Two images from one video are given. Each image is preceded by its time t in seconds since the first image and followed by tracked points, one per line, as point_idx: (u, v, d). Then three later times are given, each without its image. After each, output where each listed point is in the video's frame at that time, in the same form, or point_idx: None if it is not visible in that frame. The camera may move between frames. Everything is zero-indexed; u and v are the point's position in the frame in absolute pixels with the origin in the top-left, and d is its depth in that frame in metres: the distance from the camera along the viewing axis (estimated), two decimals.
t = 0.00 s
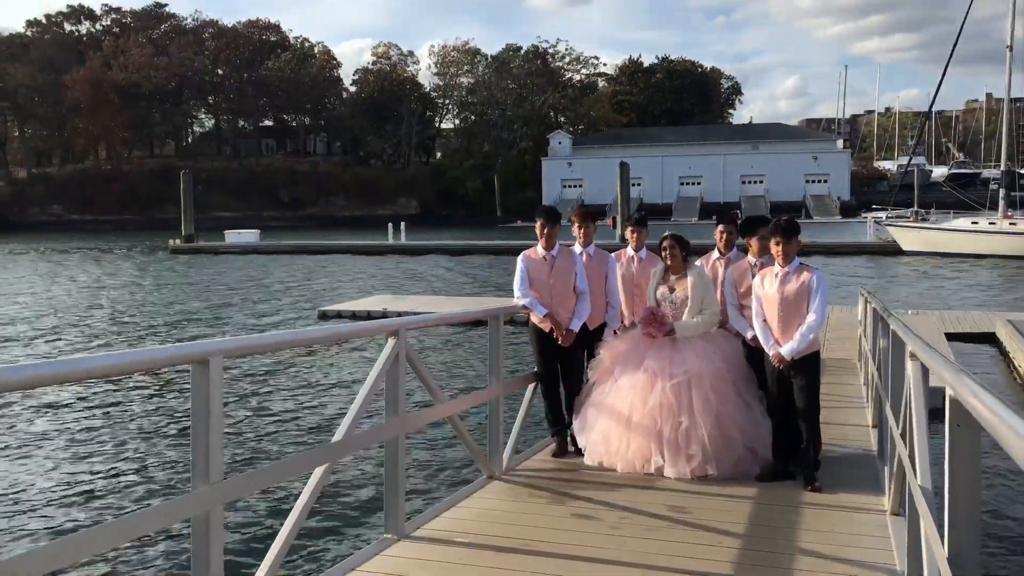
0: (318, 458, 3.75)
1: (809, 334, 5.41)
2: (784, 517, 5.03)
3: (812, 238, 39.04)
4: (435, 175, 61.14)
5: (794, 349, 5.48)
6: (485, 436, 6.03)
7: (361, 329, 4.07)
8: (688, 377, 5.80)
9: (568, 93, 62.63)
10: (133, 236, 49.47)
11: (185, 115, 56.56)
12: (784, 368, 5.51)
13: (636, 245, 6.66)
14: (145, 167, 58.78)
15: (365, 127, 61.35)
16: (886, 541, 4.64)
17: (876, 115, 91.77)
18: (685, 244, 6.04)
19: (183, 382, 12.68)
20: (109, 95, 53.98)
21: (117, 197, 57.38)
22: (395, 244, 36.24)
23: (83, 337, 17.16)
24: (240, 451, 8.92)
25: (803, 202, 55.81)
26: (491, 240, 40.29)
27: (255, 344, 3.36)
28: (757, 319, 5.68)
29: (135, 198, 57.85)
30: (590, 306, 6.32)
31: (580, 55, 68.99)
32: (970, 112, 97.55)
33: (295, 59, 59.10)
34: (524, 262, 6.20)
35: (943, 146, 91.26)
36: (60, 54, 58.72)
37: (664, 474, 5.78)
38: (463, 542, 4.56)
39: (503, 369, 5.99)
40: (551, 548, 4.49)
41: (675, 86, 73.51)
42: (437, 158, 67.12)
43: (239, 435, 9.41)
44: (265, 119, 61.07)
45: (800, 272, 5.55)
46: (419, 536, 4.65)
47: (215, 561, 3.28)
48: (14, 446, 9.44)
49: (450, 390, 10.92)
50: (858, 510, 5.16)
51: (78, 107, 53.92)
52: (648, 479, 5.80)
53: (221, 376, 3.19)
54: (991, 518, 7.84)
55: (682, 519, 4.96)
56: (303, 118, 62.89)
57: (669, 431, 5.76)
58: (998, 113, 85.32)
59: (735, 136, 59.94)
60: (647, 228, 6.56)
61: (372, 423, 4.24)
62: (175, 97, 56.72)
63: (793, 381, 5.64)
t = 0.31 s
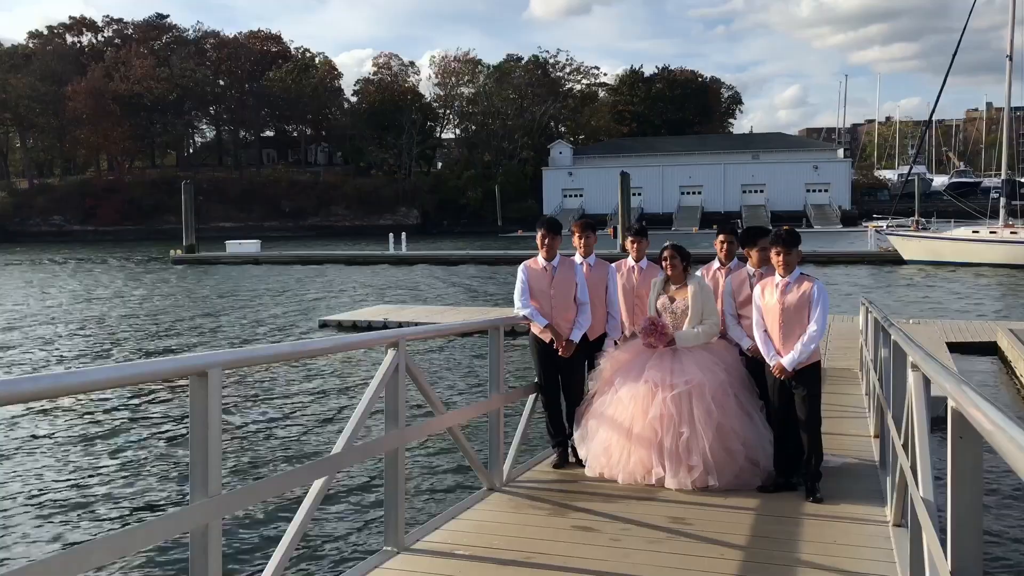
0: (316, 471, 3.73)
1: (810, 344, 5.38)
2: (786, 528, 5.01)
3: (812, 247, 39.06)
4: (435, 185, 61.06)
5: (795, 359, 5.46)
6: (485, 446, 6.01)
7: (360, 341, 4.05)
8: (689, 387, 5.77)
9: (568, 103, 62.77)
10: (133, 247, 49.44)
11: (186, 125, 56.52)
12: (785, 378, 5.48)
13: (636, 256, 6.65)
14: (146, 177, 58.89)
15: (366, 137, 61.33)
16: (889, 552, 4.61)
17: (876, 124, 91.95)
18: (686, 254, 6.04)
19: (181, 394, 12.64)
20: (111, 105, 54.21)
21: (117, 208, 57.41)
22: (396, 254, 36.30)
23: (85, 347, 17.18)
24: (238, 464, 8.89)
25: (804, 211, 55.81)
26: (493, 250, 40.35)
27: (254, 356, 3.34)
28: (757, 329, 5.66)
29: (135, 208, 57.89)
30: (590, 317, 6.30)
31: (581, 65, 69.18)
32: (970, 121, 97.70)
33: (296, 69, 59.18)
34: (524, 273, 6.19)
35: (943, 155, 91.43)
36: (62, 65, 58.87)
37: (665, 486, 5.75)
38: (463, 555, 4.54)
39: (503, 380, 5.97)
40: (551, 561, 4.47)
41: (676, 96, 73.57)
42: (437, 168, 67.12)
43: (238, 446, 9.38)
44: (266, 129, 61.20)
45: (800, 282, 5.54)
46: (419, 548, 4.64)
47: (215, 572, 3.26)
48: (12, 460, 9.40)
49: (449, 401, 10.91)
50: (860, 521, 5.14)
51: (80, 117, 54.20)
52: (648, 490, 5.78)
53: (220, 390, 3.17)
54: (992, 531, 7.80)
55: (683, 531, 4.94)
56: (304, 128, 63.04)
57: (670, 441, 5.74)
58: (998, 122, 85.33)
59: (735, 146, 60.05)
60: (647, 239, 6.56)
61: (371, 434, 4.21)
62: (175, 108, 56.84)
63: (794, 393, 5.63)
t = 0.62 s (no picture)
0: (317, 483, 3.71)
1: (813, 354, 5.36)
2: (789, 540, 4.97)
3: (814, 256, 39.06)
4: (438, 195, 61.21)
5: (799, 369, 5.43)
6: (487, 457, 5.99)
7: (361, 352, 4.04)
8: (692, 398, 5.74)
9: (570, 112, 62.89)
10: (135, 257, 49.47)
11: (189, 135, 56.52)
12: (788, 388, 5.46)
13: (639, 265, 6.64)
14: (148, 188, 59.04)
15: (369, 147, 61.42)
16: (893, 564, 4.58)
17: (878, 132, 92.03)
18: (688, 263, 6.03)
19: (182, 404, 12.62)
20: (114, 114, 54.42)
21: (119, 218, 57.47)
22: (399, 263, 36.34)
23: (88, 357, 17.21)
24: (239, 476, 8.90)
25: (806, 220, 55.79)
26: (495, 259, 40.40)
27: (254, 367, 3.33)
28: (760, 338, 5.64)
29: (137, 218, 58.02)
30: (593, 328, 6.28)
31: (583, 75, 69.32)
32: (973, 130, 97.70)
33: (298, 79, 59.38)
34: (526, 283, 6.18)
35: (946, 163, 91.47)
36: (66, 75, 59.11)
37: (668, 497, 5.72)
38: (466, 566, 4.52)
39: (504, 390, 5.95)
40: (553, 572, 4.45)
41: (678, 105, 73.71)
42: (440, 177, 67.22)
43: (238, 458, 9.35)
44: (269, 138, 61.35)
45: (802, 291, 5.53)
46: (421, 560, 4.62)
47: None
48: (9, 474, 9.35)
49: (451, 411, 10.89)
50: (864, 532, 5.12)
51: (83, 127, 54.39)
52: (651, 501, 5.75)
53: (221, 401, 3.16)
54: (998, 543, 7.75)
55: (686, 542, 4.91)
56: (306, 138, 63.20)
57: (673, 451, 5.71)
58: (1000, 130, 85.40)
59: (738, 154, 60.12)
60: (649, 248, 6.56)
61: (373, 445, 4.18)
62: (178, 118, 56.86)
63: (796, 403, 5.60)
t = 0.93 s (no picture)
0: (321, 495, 3.69)
1: (819, 365, 5.33)
2: (794, 552, 4.95)
3: (821, 265, 38.97)
4: (443, 204, 61.35)
5: (805, 380, 5.40)
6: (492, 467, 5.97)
7: (364, 363, 4.03)
8: (697, 409, 5.72)
9: (576, 121, 62.96)
10: (142, 267, 49.58)
11: (195, 145, 56.76)
12: (793, 399, 5.44)
13: (643, 275, 6.62)
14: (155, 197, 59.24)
15: (376, 157, 61.52)
16: None
17: (884, 141, 91.87)
18: (694, 273, 6.02)
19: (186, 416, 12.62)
20: (120, 124, 54.58)
21: (126, 228, 57.51)
22: (405, 272, 36.33)
23: (94, 368, 17.24)
24: (245, 488, 8.89)
25: (812, 228, 55.65)
26: (501, 269, 40.38)
27: (258, 379, 3.33)
28: (765, 348, 5.62)
29: (144, 228, 58.22)
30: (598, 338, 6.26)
31: (589, 84, 69.46)
32: (980, 139, 97.51)
33: (304, 89, 59.53)
34: (530, 293, 6.16)
35: (952, 172, 91.32)
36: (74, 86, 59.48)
37: (674, 508, 5.69)
38: None
39: (509, 400, 5.92)
40: None
41: (684, 114, 73.70)
42: (445, 186, 67.24)
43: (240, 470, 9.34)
44: (275, 148, 61.53)
45: (808, 302, 5.49)
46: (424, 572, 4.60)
47: None
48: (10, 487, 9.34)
49: (457, 423, 10.87)
50: (872, 544, 5.08)
51: (90, 137, 54.66)
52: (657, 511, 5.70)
53: (224, 413, 3.16)
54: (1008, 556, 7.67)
55: (690, 555, 4.88)
56: (312, 148, 63.40)
57: (679, 462, 5.67)
58: (1007, 138, 85.20)
59: (743, 163, 60.11)
60: (653, 258, 6.55)
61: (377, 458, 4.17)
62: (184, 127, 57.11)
63: (802, 414, 5.57)
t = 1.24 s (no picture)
0: (329, 505, 3.68)
1: (829, 374, 5.30)
2: (804, 562, 4.92)
3: (829, 273, 38.91)
4: (452, 212, 61.55)
5: (814, 390, 5.37)
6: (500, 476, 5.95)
7: (372, 372, 4.02)
8: (706, 418, 5.70)
9: (584, 128, 63.05)
10: (152, 274, 49.76)
11: (205, 153, 57.06)
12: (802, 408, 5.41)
13: (652, 283, 6.60)
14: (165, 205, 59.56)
15: (385, 165, 61.71)
16: None
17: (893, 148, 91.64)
18: (703, 282, 6.01)
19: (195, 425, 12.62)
20: (131, 133, 54.66)
21: (137, 235, 57.75)
22: (413, 279, 36.36)
23: (104, 375, 17.31)
24: (252, 498, 8.89)
25: (821, 236, 55.48)
26: (509, 276, 40.43)
27: (266, 389, 3.33)
28: (774, 358, 5.59)
29: (154, 235, 58.51)
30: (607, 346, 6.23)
31: (597, 92, 69.55)
32: (989, 146, 97.28)
33: (314, 98, 59.79)
34: (538, 301, 6.14)
35: (962, 179, 91.09)
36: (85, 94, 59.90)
37: (682, 517, 5.66)
38: None
39: (517, 408, 5.89)
40: None
41: (692, 122, 73.72)
42: (454, 194, 67.42)
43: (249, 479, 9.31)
44: (285, 156, 61.79)
45: (818, 311, 5.47)
46: None
47: None
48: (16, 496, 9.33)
49: (465, 432, 10.85)
50: (883, 555, 5.05)
51: (101, 145, 54.97)
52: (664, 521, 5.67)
53: (232, 423, 3.15)
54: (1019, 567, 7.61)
55: (699, 566, 4.85)
56: (321, 155, 63.64)
57: (688, 472, 5.64)
58: (1017, 145, 84.83)
59: (752, 171, 60.13)
60: (661, 266, 6.53)
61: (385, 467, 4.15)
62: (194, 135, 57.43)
63: (811, 423, 5.54)
